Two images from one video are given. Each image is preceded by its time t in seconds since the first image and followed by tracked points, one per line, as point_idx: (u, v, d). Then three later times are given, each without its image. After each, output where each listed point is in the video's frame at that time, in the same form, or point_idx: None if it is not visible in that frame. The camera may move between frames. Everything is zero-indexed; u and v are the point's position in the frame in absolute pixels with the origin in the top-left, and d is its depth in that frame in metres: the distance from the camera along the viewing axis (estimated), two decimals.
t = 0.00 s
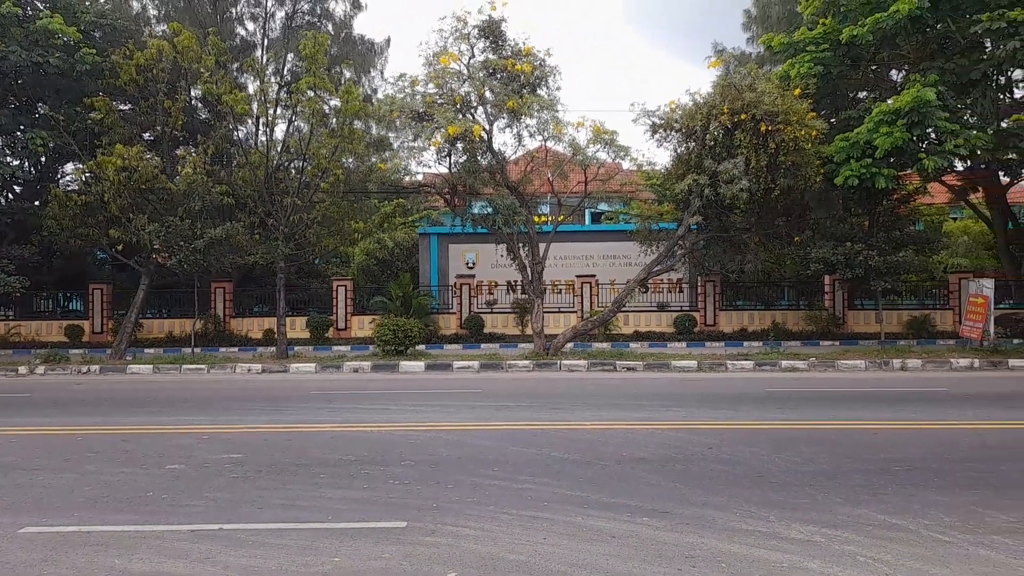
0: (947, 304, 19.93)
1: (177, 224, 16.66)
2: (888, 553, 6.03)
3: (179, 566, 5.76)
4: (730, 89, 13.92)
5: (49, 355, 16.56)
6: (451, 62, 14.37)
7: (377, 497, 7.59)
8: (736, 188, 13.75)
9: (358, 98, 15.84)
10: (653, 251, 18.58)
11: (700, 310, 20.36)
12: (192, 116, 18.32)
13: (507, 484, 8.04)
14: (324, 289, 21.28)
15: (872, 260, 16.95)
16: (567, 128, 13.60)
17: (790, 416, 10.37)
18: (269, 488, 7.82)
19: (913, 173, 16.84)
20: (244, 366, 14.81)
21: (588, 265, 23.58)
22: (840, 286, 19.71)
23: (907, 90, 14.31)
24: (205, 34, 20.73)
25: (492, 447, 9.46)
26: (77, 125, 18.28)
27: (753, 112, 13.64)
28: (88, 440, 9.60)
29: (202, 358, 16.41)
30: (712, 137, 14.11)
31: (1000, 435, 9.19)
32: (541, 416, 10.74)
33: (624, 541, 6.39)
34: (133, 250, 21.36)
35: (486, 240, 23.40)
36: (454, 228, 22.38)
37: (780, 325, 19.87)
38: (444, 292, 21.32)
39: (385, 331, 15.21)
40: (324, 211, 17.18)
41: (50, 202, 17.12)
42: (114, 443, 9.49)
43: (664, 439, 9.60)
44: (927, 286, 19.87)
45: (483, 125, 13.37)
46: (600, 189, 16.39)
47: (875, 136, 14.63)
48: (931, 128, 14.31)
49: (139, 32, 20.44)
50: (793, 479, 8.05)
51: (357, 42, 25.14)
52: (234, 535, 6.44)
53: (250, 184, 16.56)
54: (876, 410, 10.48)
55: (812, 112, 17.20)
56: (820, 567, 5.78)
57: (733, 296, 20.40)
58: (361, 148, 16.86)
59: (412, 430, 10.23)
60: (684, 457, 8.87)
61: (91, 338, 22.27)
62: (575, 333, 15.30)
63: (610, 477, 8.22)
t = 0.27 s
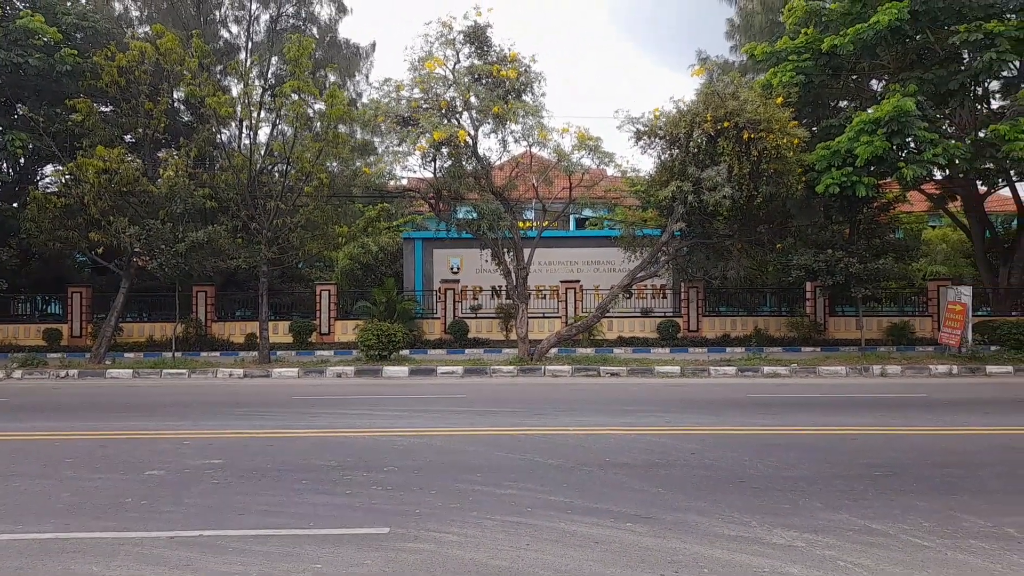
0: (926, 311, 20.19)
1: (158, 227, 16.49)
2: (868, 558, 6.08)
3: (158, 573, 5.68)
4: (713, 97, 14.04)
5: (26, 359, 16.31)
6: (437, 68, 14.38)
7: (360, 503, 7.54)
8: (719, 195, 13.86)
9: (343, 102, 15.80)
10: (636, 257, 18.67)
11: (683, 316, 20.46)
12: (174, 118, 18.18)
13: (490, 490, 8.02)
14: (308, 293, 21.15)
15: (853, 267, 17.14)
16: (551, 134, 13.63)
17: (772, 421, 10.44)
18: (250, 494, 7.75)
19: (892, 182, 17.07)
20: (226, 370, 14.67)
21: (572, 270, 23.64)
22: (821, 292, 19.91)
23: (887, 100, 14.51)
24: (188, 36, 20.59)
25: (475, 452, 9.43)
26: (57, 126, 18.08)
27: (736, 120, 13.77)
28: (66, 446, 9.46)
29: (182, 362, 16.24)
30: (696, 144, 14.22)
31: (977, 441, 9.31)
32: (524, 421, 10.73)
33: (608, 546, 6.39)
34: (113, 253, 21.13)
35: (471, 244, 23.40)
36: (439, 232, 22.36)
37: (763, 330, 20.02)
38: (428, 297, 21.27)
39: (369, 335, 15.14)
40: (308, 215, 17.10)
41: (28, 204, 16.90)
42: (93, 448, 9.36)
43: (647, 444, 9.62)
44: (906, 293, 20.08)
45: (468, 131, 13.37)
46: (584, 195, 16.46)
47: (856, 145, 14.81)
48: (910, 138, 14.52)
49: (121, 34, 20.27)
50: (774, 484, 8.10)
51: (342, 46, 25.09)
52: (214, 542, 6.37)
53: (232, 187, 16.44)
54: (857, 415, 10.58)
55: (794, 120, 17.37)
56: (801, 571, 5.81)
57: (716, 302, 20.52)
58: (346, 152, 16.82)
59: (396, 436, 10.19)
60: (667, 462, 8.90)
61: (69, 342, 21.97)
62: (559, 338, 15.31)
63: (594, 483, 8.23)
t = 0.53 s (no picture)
0: (907, 301, 20.44)
1: (139, 222, 16.32)
2: (851, 545, 6.16)
3: (143, 571, 5.64)
4: (697, 89, 14.09)
5: (6, 358, 16.11)
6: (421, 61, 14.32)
7: (347, 498, 7.52)
8: (704, 188, 13.93)
9: (326, 95, 15.70)
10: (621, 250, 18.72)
11: (668, 308, 20.56)
12: (154, 113, 17.98)
13: (477, 483, 8.03)
14: (292, 289, 21.03)
15: (835, 258, 17.31)
16: (536, 127, 13.63)
17: (756, 412, 10.53)
18: (236, 491, 7.71)
19: (874, 173, 17.25)
20: (210, 367, 14.56)
21: (558, 264, 23.68)
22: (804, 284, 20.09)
23: (869, 92, 14.65)
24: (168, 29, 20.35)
25: (462, 446, 9.44)
26: (34, 121, 17.82)
27: (720, 112, 13.84)
28: (48, 444, 9.35)
29: (165, 359, 16.10)
30: (680, 137, 14.27)
31: (957, 428, 9.45)
32: (511, 414, 10.75)
33: (595, 537, 6.42)
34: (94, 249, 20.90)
35: (456, 238, 23.35)
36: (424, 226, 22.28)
37: (747, 322, 20.17)
38: (414, 291, 21.22)
39: (354, 330, 15.09)
40: (291, 210, 17.00)
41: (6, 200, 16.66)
42: (75, 446, 9.26)
43: (633, 435, 9.68)
44: (888, 284, 20.29)
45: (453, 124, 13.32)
46: (569, 188, 16.48)
47: (838, 137, 14.93)
48: (892, 130, 14.67)
49: (99, 28, 20.00)
50: (759, 473, 8.18)
51: (325, 39, 24.92)
52: (200, 539, 6.33)
53: (214, 182, 16.29)
54: (840, 405, 10.70)
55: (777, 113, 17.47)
56: (786, 559, 5.88)
57: (701, 294, 20.64)
58: (329, 146, 16.71)
59: (383, 430, 10.17)
60: (653, 454, 8.95)
61: (50, 340, 21.70)
62: (545, 332, 15.35)
63: (581, 475, 8.26)
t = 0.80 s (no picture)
0: (877, 297, 20.78)
1: (108, 218, 16.02)
2: (822, 536, 6.24)
3: (110, 572, 5.54)
4: (672, 86, 14.17)
5: None
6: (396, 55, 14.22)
7: (320, 495, 7.46)
8: (678, 184, 14.03)
9: (300, 89, 15.52)
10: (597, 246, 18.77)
11: (643, 304, 20.68)
12: (123, 106, 17.66)
13: (453, 479, 8.01)
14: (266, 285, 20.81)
15: (807, 254, 17.53)
16: (512, 123, 13.60)
17: (730, 406, 10.63)
18: (207, 489, 7.60)
19: (845, 170, 17.50)
20: (181, 364, 14.35)
21: (534, 260, 23.71)
22: (777, 279, 20.34)
23: (840, 90, 14.85)
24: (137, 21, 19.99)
25: (437, 442, 9.41)
26: None
27: (694, 109, 13.93)
28: (13, 444, 9.14)
29: (136, 357, 15.84)
30: (655, 133, 14.34)
31: (925, 421, 9.63)
32: (487, 410, 10.73)
33: (570, 532, 6.44)
34: (61, 245, 20.48)
35: (432, 234, 23.19)
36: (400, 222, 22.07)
37: (721, 317, 20.38)
38: (389, 288, 21.11)
39: (329, 326, 14.98)
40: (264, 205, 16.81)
41: None
42: (42, 446, 9.07)
43: (608, 430, 9.72)
44: (858, 279, 20.62)
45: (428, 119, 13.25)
46: (546, 184, 16.50)
47: (810, 134, 15.11)
48: (863, 128, 14.89)
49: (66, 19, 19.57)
50: (732, 467, 8.26)
51: (299, 33, 24.65)
52: (170, 538, 6.23)
53: (185, 177, 16.05)
54: (811, 399, 10.85)
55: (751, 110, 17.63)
56: (758, 551, 5.94)
57: (676, 290, 20.80)
58: (303, 140, 16.54)
59: (357, 427, 10.10)
60: (628, 448, 9.00)
61: (16, 337, 21.25)
62: (522, 327, 15.36)
63: (556, 470, 8.28)
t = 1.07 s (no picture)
0: (853, 296, 21.06)
1: (82, 215, 15.77)
2: (798, 533, 6.32)
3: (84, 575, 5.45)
4: (652, 86, 14.23)
5: None
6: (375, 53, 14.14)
7: (299, 496, 7.40)
8: (658, 184, 14.11)
9: (278, 86, 15.39)
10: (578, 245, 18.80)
11: (623, 303, 20.78)
12: (98, 102, 17.40)
13: (433, 479, 7.99)
14: (245, 283, 20.61)
15: (785, 253, 17.72)
16: (492, 121, 13.58)
17: (709, 404, 10.72)
18: (184, 491, 7.51)
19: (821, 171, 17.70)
20: (157, 364, 14.17)
21: (514, 258, 23.75)
22: (755, 279, 20.54)
23: (817, 91, 15.02)
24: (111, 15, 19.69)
25: (417, 442, 9.38)
26: None
27: (674, 109, 14.01)
28: None
29: (111, 356, 15.61)
30: (635, 133, 14.40)
31: (899, 419, 9.79)
32: (468, 410, 10.72)
33: (549, 531, 6.45)
34: (33, 243, 20.13)
35: (412, 233, 23.20)
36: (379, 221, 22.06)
37: (700, 316, 20.53)
38: (369, 286, 21.01)
39: (308, 326, 14.87)
40: (242, 203, 16.63)
41: None
42: (13, 447, 8.91)
43: (588, 429, 9.76)
44: (835, 279, 20.89)
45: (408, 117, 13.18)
46: (526, 183, 16.52)
47: (787, 135, 15.26)
48: (839, 129, 15.07)
49: (38, 12, 19.22)
50: (710, 465, 8.33)
51: (277, 29, 24.43)
52: (145, 540, 6.15)
53: (161, 174, 15.84)
54: (788, 397, 10.97)
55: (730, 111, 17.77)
56: (735, 548, 6.00)
57: (655, 289, 20.92)
58: (281, 138, 16.39)
59: (336, 427, 10.04)
60: (608, 447, 9.04)
61: None
62: (502, 327, 15.35)
63: (536, 469, 8.29)
